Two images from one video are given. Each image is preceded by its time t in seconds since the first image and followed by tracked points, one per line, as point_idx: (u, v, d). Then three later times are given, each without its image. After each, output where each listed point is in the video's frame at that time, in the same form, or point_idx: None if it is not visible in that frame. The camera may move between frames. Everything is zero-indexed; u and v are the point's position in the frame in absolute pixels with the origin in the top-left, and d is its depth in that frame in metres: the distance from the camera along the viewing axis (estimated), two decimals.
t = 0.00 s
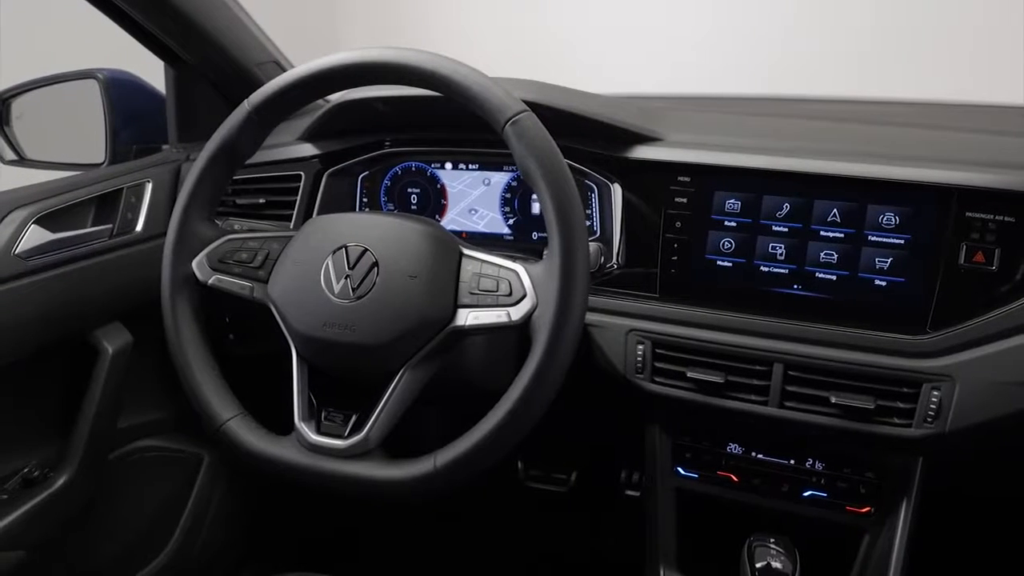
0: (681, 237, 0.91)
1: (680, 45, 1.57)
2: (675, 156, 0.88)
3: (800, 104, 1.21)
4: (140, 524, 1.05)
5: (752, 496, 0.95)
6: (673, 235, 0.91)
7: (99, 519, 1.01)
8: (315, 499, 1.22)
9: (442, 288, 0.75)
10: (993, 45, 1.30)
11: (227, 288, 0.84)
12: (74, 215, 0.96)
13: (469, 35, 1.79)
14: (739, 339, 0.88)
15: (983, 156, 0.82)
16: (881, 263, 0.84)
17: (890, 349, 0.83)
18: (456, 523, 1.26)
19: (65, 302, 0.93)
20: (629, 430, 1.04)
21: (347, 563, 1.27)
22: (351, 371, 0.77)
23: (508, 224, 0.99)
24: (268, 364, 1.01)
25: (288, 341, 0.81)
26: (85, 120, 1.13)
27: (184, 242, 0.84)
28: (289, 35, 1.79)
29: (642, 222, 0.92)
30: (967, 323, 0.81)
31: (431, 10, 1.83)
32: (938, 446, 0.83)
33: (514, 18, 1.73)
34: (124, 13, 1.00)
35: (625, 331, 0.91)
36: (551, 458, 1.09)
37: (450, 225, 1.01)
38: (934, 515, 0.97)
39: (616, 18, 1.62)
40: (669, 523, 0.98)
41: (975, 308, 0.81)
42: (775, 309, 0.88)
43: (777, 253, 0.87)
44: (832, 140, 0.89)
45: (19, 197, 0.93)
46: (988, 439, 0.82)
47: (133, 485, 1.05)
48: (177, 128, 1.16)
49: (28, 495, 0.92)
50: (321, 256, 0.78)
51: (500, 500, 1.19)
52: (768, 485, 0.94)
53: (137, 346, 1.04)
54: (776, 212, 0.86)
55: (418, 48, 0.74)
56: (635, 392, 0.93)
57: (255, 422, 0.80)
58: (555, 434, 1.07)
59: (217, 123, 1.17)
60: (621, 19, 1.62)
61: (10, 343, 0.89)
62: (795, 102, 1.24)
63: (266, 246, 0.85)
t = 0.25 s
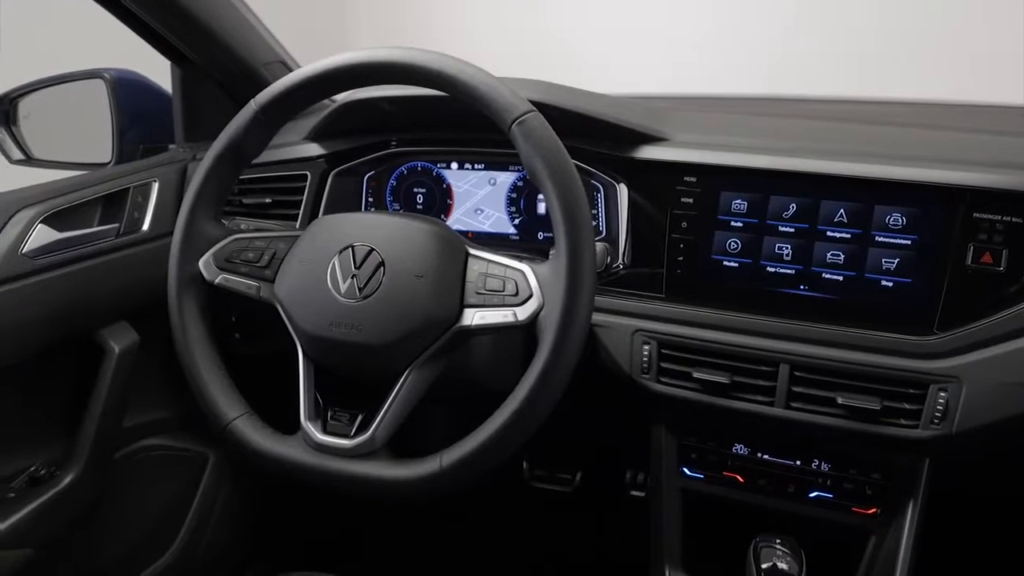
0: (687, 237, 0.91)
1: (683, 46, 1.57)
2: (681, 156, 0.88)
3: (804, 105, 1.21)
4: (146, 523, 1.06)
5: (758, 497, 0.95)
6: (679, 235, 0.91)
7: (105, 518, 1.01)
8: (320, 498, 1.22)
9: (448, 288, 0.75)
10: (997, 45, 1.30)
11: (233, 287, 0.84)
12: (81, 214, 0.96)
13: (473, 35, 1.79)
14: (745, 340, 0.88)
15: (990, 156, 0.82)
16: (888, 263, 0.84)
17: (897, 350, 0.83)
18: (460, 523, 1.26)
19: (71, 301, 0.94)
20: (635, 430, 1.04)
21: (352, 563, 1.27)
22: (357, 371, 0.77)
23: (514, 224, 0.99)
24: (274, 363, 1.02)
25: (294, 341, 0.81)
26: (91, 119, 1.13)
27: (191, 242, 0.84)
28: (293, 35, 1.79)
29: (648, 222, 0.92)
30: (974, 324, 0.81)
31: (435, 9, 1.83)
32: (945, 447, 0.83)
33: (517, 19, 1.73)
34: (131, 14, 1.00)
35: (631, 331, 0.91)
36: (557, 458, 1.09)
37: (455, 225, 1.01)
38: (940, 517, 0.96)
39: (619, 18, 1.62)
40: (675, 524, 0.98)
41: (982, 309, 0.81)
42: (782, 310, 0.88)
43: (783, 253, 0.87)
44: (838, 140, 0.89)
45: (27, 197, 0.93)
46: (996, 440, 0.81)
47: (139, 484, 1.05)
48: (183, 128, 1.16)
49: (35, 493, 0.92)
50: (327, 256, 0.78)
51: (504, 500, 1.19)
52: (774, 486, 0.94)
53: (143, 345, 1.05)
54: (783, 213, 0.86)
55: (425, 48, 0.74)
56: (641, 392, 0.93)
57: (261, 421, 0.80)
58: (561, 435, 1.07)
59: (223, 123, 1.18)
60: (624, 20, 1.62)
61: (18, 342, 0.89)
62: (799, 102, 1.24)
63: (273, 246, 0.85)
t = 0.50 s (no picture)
0: (692, 237, 0.91)
1: (687, 46, 1.57)
2: (686, 156, 0.88)
3: (810, 105, 1.21)
4: (152, 522, 1.06)
5: (763, 498, 0.95)
6: (684, 236, 0.91)
7: (111, 517, 1.01)
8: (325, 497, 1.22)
9: (454, 288, 0.75)
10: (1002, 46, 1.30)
11: (239, 287, 0.84)
12: (87, 214, 0.96)
13: (478, 35, 1.80)
14: (751, 340, 0.87)
15: (996, 157, 0.82)
16: (894, 264, 0.84)
17: (903, 351, 0.83)
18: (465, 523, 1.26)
19: (78, 300, 0.94)
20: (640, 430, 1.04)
21: (357, 562, 1.28)
22: (363, 370, 0.77)
23: (519, 224, 0.99)
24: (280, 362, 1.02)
25: (299, 340, 0.81)
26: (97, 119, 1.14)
27: (197, 241, 0.84)
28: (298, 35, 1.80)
29: (653, 222, 0.92)
30: (981, 325, 0.81)
31: (440, 9, 1.83)
32: (951, 448, 0.83)
33: (521, 19, 1.74)
34: (138, 13, 1.01)
35: (636, 332, 0.91)
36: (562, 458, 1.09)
37: (461, 225, 1.01)
38: (946, 518, 0.96)
39: (624, 18, 1.62)
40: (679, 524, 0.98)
41: (989, 310, 0.81)
42: (787, 310, 0.88)
43: (789, 254, 0.87)
44: (844, 141, 0.89)
45: (34, 195, 0.93)
46: (1003, 442, 0.81)
47: (145, 483, 1.05)
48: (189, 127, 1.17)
49: (42, 492, 0.93)
50: (333, 256, 0.78)
51: (509, 500, 1.19)
52: (779, 487, 0.94)
53: (150, 344, 1.05)
54: (789, 213, 0.86)
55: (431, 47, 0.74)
56: (646, 392, 0.93)
57: (266, 420, 0.80)
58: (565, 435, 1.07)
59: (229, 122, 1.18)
60: (629, 20, 1.62)
61: (25, 340, 0.89)
62: (804, 102, 1.24)
63: (279, 246, 0.85)
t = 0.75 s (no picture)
0: (698, 237, 0.90)
1: (691, 46, 1.56)
2: (692, 156, 0.88)
3: (813, 105, 1.21)
4: (157, 521, 1.06)
5: (768, 499, 0.95)
6: (690, 236, 0.91)
7: (117, 516, 1.01)
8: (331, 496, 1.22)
9: (460, 288, 0.75)
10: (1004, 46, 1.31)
11: (245, 286, 0.84)
12: (93, 213, 0.96)
13: (480, 35, 1.80)
14: (757, 340, 0.87)
15: (1003, 157, 0.82)
16: (900, 265, 0.83)
17: (909, 352, 0.83)
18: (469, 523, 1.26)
19: (84, 300, 0.94)
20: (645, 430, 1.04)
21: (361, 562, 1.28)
22: (368, 370, 0.77)
23: (525, 224, 0.99)
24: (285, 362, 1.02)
25: (305, 340, 0.81)
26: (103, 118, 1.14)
27: (203, 241, 0.84)
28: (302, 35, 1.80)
29: (658, 223, 0.92)
30: (987, 326, 0.81)
31: (444, 9, 1.83)
32: (957, 449, 0.82)
33: (524, 19, 1.74)
34: (143, 13, 1.01)
35: (642, 332, 0.91)
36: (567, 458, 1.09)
37: (466, 225, 1.01)
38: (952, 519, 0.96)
39: (627, 18, 1.62)
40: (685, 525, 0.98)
41: (996, 311, 0.80)
42: (793, 311, 0.88)
43: (795, 254, 0.87)
44: (850, 141, 0.89)
45: (41, 195, 0.93)
46: (1010, 443, 0.81)
47: (150, 482, 1.05)
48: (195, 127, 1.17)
49: (48, 490, 0.93)
50: (339, 255, 0.79)
51: (513, 501, 1.19)
52: (784, 488, 0.94)
53: (156, 344, 1.06)
54: (795, 214, 0.86)
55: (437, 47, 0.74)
56: (651, 393, 0.93)
57: (272, 420, 0.80)
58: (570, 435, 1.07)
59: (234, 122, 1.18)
60: (632, 20, 1.62)
61: (31, 340, 0.89)
62: (808, 102, 1.24)
63: (285, 245, 0.85)
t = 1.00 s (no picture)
0: (704, 238, 0.90)
1: (694, 46, 1.56)
2: (698, 156, 0.88)
3: (817, 105, 1.21)
4: (163, 519, 1.06)
5: (774, 499, 0.95)
6: (696, 236, 0.91)
7: (122, 514, 1.01)
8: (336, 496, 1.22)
9: (466, 287, 0.75)
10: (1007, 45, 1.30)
11: (251, 285, 0.84)
12: (100, 213, 0.97)
13: (484, 35, 1.80)
14: (762, 341, 0.87)
15: (1009, 157, 0.81)
16: (907, 265, 0.83)
17: (916, 353, 0.82)
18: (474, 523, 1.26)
19: (90, 299, 0.94)
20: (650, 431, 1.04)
21: (367, 562, 1.28)
22: (374, 370, 0.77)
23: (530, 224, 0.99)
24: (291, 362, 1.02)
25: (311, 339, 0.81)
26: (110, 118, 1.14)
27: (209, 241, 0.84)
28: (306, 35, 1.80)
29: (664, 223, 0.91)
30: (994, 327, 0.80)
31: (450, 8, 1.83)
32: (964, 450, 0.82)
33: (528, 19, 1.74)
34: (150, 14, 1.01)
35: (647, 332, 0.91)
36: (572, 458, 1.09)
37: (472, 225, 1.01)
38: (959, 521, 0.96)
39: (630, 18, 1.62)
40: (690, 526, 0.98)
41: (1004, 312, 0.80)
42: (799, 311, 0.88)
43: (801, 254, 0.87)
44: (856, 141, 0.88)
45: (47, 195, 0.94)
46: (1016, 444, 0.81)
47: (155, 480, 1.05)
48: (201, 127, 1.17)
49: (54, 488, 0.93)
50: (345, 255, 0.79)
51: (519, 501, 1.19)
52: (790, 488, 0.94)
53: (161, 343, 1.06)
54: (801, 214, 0.86)
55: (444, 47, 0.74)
56: (657, 393, 0.93)
57: (278, 419, 0.80)
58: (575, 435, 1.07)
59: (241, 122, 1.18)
60: (635, 20, 1.62)
61: (38, 339, 0.90)
62: (812, 102, 1.23)
63: (291, 245, 0.85)
